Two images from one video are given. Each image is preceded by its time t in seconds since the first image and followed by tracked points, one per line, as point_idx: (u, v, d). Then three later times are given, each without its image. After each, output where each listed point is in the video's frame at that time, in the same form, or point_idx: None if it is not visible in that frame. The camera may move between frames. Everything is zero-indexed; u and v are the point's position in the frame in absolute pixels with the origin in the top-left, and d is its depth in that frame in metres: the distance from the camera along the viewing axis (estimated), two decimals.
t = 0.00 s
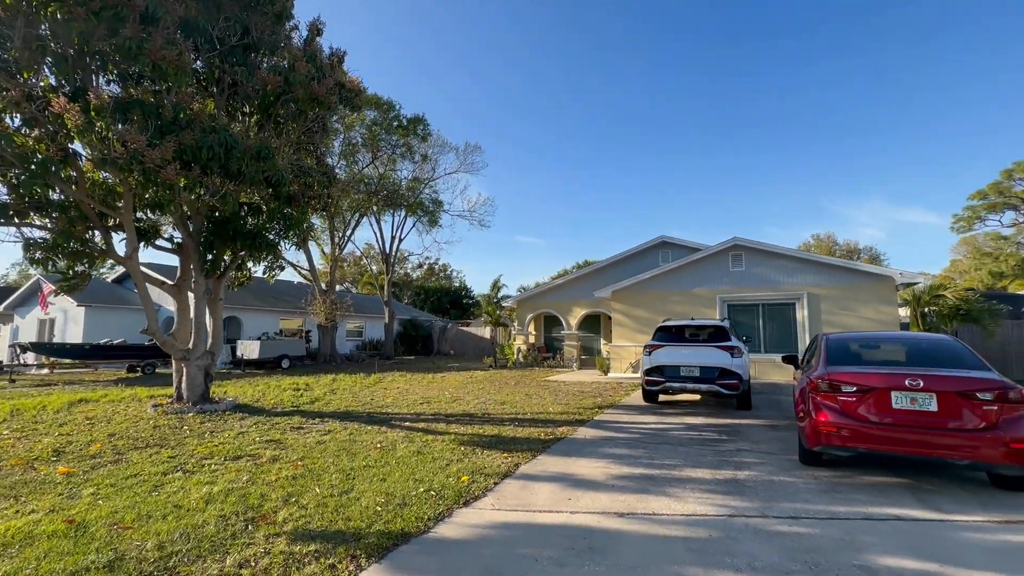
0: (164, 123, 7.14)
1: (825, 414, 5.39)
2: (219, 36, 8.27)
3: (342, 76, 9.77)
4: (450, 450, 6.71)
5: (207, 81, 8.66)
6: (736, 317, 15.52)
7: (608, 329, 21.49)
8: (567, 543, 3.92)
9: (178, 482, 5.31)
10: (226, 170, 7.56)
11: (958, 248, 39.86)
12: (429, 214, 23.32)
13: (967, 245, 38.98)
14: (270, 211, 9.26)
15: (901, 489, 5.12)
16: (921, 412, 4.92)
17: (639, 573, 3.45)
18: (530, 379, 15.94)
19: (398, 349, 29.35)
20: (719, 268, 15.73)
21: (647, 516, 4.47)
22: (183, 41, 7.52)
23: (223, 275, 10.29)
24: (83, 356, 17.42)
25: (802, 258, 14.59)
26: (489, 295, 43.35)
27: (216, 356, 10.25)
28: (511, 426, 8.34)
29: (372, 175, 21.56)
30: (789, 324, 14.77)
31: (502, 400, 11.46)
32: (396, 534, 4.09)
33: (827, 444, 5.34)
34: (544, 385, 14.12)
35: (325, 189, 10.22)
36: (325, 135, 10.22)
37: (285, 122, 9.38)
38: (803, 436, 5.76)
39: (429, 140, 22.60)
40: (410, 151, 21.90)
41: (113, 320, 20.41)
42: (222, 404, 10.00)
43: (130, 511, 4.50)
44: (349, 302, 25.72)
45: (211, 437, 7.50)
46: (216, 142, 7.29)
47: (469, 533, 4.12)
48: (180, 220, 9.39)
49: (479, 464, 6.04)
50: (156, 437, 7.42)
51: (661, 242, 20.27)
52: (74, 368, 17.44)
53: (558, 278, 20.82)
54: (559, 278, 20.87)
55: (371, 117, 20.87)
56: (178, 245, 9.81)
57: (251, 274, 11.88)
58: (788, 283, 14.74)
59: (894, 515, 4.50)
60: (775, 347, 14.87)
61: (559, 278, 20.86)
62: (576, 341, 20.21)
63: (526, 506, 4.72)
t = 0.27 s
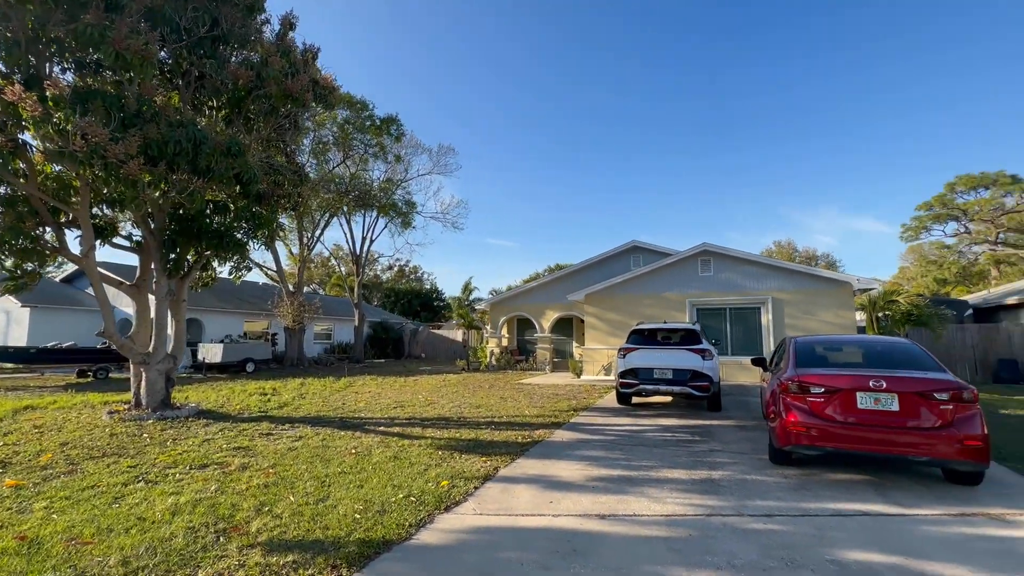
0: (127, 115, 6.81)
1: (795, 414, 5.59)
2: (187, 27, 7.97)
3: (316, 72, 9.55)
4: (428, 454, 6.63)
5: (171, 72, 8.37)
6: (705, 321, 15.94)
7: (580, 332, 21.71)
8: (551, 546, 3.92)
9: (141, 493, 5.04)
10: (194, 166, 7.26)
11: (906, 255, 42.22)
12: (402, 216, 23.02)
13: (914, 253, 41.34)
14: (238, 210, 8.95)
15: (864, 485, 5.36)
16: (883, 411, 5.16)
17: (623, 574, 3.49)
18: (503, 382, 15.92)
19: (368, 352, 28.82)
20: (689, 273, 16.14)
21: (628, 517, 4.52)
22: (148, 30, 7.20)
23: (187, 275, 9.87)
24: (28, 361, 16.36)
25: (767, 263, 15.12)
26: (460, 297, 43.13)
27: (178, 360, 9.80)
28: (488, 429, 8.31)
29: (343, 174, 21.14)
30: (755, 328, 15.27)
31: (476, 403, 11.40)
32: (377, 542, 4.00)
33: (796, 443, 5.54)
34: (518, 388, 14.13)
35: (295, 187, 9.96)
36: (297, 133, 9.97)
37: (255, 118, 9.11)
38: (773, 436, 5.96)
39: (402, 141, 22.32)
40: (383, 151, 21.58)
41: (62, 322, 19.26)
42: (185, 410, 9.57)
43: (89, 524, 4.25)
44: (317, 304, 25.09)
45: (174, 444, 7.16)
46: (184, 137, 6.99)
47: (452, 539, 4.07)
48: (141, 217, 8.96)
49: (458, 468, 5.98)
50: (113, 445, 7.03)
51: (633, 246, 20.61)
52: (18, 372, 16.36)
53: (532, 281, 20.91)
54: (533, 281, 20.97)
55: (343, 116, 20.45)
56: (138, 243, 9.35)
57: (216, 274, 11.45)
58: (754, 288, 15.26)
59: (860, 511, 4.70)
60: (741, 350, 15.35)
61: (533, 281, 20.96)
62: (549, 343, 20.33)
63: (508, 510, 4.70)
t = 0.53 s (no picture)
0: (82, 104, 6.42)
1: (764, 414, 5.79)
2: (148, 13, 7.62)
3: (286, 66, 9.27)
4: (403, 459, 6.50)
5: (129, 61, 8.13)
6: (672, 323, 16.33)
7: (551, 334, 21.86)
8: (533, 549, 3.90)
9: (96, 505, 4.74)
10: (155, 160, 6.91)
11: (856, 262, 44.58)
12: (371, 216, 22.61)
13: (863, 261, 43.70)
14: (202, 207, 8.57)
15: (828, 482, 5.60)
16: (845, 411, 5.42)
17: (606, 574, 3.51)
18: (474, 385, 15.84)
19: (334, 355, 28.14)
20: (657, 277, 16.52)
21: (607, 518, 4.55)
22: (106, 15, 6.85)
23: (144, 274, 9.38)
24: None
25: (731, 268, 15.65)
26: (429, 299, 42.69)
27: (134, 364, 9.29)
28: (462, 433, 8.23)
29: (310, 172, 20.59)
30: (720, 331, 15.74)
31: (449, 406, 11.30)
32: (355, 550, 3.88)
33: (765, 442, 5.74)
34: (490, 391, 14.08)
35: (261, 184, 9.64)
36: (264, 128, 9.66)
37: (221, 111, 8.77)
38: (743, 436, 6.15)
39: (372, 140, 21.92)
40: (352, 150, 21.13)
41: None
42: (140, 416, 9.07)
43: (40, 541, 3.95)
44: (281, 305, 24.31)
45: (130, 453, 6.77)
46: (147, 130, 6.66)
47: (432, 544, 3.99)
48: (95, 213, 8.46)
49: (434, 472, 5.90)
50: (61, 455, 6.57)
51: (603, 250, 20.90)
52: None
53: (504, 284, 20.93)
54: (504, 284, 20.98)
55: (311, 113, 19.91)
56: (90, 239, 8.83)
57: (175, 273, 10.93)
58: (719, 292, 15.75)
59: (825, 506, 4.90)
60: (706, 352, 15.81)
61: (504, 284, 20.97)
62: (519, 346, 20.38)
63: (487, 513, 4.66)
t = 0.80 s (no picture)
0: (24, 88, 5.99)
1: (726, 413, 6.02)
2: None
3: (249, 57, 8.94)
4: (371, 464, 6.37)
5: (74, 44, 7.62)
6: (635, 326, 16.71)
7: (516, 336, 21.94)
8: (508, 551, 3.90)
9: (36, 520, 4.40)
10: (106, 151, 6.52)
11: (804, 268, 47.03)
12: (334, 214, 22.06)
13: (811, 266, 46.16)
14: (155, 201, 8.13)
15: (785, 477, 5.87)
16: (801, 409, 5.70)
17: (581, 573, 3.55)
18: (440, 387, 15.68)
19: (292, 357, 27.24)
20: (622, 280, 16.89)
21: (579, 517, 4.61)
22: None
23: (88, 271, 8.81)
24: None
25: (692, 273, 16.17)
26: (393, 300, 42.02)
27: (76, 367, 8.70)
28: (430, 436, 8.14)
29: (270, 168, 19.89)
30: (681, 333, 16.22)
31: (415, 409, 11.15)
32: (326, 558, 3.77)
33: (727, 440, 5.96)
34: (456, 393, 13.98)
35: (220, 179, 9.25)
36: (223, 120, 9.27)
37: (177, 102, 8.37)
38: (706, 434, 6.37)
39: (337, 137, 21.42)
40: (315, 146, 20.57)
41: None
42: (83, 423, 8.49)
43: None
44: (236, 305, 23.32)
45: (72, 463, 6.32)
46: (99, 118, 6.27)
47: (405, 549, 3.93)
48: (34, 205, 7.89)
49: (404, 477, 5.80)
50: None
51: (569, 253, 21.15)
52: None
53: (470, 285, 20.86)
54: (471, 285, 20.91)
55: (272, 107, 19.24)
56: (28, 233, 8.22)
57: (123, 271, 10.32)
58: (680, 295, 16.25)
59: (783, 500, 5.13)
60: (668, 354, 16.26)
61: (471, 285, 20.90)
62: (485, 348, 20.34)
63: (460, 516, 4.62)
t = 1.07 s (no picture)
0: None
1: (683, 412, 6.28)
2: None
3: (203, 45, 8.53)
4: (331, 468, 6.21)
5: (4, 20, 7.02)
6: (594, 327, 17.07)
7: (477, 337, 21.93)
8: (475, 550, 3.92)
9: None
10: (42, 138, 6.05)
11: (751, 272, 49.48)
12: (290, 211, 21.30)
13: (757, 271, 48.61)
14: (96, 192, 7.62)
15: (736, 471, 6.18)
16: (752, 406, 6.02)
17: (547, 570, 3.61)
18: (400, 388, 15.45)
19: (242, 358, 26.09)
20: (582, 282, 17.22)
21: (543, 516, 4.69)
22: None
23: (16, 267, 8.13)
24: None
25: (649, 276, 16.68)
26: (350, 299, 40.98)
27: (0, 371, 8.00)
28: (391, 438, 8.02)
29: (220, 160, 18.96)
30: (638, 334, 16.70)
31: (375, 411, 10.94)
32: (287, 566, 3.66)
33: (684, 438, 6.23)
34: (417, 394, 13.83)
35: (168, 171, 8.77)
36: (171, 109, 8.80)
37: (121, 88, 7.88)
38: (664, 432, 6.61)
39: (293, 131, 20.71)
40: (269, 139, 19.80)
41: None
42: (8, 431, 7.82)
43: None
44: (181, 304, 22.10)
45: None
46: (37, 102, 5.84)
47: (370, 552, 3.88)
48: None
49: (366, 480, 5.70)
50: None
51: (530, 255, 21.33)
52: None
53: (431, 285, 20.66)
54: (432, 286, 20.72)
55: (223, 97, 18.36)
56: None
57: (55, 267, 9.59)
58: (638, 298, 16.73)
59: (736, 493, 5.40)
60: (626, 354, 16.69)
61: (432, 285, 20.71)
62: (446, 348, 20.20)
63: (425, 518, 4.60)
